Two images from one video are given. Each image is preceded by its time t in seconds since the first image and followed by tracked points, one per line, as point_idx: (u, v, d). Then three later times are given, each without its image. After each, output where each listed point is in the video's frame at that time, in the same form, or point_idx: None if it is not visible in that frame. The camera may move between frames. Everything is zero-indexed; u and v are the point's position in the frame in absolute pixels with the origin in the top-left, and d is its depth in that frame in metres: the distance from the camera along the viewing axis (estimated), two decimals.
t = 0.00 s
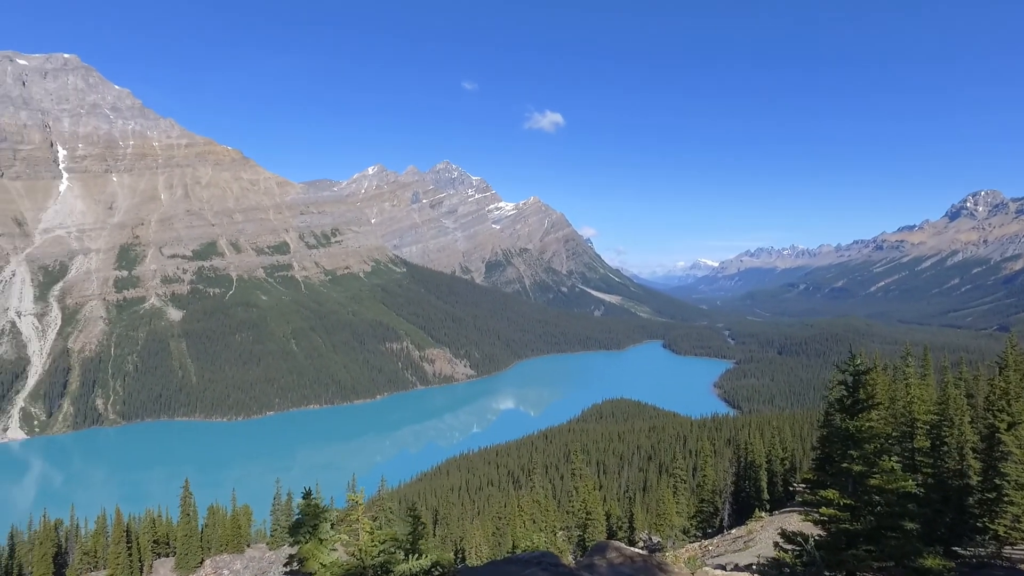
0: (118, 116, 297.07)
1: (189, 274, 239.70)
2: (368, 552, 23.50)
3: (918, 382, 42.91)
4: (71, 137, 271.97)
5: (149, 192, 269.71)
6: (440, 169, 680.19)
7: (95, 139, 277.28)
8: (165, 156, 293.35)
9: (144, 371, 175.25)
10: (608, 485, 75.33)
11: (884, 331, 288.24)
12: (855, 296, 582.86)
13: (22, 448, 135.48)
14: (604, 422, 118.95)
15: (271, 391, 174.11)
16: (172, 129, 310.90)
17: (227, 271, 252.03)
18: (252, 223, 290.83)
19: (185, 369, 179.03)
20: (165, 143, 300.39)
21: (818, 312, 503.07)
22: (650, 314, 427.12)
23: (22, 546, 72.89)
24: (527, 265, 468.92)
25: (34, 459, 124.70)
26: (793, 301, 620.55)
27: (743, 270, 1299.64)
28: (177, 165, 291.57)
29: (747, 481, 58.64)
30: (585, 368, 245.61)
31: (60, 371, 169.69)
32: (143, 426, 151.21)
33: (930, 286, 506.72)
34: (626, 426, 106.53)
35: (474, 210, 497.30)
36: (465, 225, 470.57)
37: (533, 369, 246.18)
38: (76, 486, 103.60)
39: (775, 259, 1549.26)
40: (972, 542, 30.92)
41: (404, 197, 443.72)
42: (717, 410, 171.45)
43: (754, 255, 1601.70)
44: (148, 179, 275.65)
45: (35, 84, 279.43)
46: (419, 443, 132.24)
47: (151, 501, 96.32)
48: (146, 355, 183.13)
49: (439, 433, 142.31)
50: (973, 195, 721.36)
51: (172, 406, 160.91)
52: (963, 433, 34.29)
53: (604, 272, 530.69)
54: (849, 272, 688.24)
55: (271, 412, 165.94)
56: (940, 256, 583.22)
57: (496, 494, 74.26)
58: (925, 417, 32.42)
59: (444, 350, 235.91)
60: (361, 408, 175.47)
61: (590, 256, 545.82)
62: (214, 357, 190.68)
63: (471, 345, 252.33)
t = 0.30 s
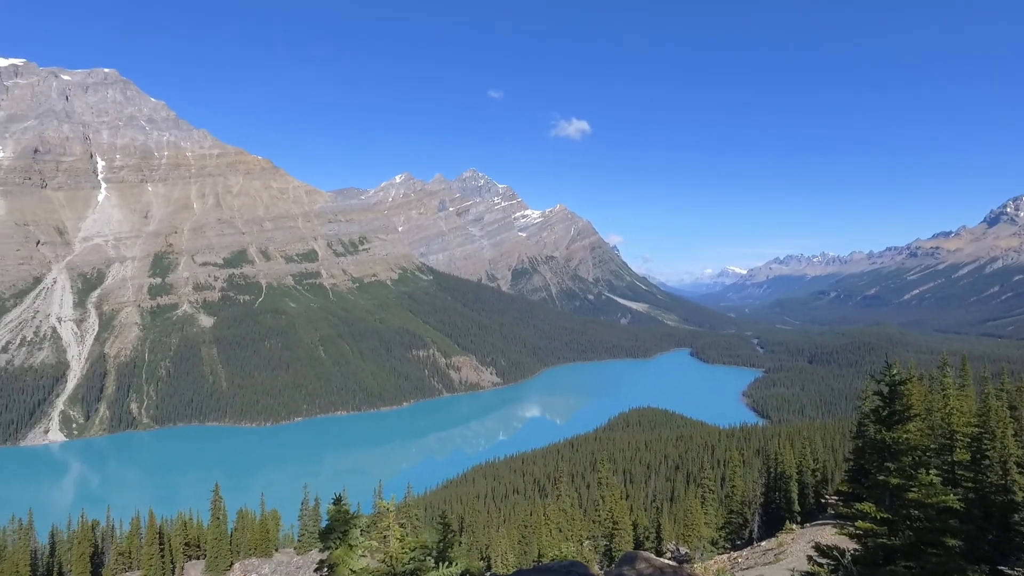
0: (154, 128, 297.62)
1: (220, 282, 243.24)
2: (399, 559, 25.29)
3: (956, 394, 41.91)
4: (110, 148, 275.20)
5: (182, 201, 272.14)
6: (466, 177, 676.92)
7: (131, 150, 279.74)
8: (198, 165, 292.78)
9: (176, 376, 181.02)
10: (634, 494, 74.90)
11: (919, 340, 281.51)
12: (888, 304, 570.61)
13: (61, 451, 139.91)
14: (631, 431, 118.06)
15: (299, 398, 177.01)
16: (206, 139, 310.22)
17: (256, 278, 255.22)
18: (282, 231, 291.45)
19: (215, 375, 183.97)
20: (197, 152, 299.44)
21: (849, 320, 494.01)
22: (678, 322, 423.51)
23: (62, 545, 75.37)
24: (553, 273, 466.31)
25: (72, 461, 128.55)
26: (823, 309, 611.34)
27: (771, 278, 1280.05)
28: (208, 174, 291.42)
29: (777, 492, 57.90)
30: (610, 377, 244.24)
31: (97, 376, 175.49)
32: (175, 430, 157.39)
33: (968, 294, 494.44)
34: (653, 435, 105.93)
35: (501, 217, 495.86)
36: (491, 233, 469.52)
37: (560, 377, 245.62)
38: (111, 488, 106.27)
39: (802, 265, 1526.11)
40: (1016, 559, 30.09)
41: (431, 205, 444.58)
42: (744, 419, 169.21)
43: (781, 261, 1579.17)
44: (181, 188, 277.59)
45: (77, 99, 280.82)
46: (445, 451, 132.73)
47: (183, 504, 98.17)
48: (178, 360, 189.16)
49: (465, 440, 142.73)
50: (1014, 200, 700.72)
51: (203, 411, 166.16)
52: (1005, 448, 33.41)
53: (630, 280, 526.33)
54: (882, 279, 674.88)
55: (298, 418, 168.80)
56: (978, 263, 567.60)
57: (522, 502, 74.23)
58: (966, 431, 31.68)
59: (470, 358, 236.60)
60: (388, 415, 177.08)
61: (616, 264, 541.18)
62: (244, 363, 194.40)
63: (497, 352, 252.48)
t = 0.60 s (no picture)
0: (188, 137, 301.89)
1: (250, 287, 247.75)
2: (431, 562, 26.84)
3: (999, 404, 40.82)
4: (146, 157, 280.64)
5: (214, 208, 276.44)
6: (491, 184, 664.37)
7: (166, 158, 285.24)
8: (229, 173, 296.41)
9: (208, 380, 185.74)
10: (662, 502, 74.57)
11: (957, 348, 274.31)
12: (923, 311, 556.94)
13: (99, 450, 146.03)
14: (657, 438, 117.32)
15: (327, 402, 179.69)
16: (237, 147, 314.48)
17: (286, 284, 258.25)
18: (311, 237, 291.76)
19: (246, 379, 188.07)
20: (229, 160, 304.77)
21: (883, 327, 483.87)
22: (706, 328, 420.00)
23: (99, 542, 77.19)
24: (580, 278, 466.60)
25: (107, 461, 132.02)
26: (854, 315, 600.69)
27: (801, 283, 1257.44)
28: (239, 182, 294.88)
29: (808, 502, 57.16)
30: (636, 383, 242.63)
31: (133, 379, 180.14)
32: (207, 433, 160.80)
33: (1009, 301, 480.12)
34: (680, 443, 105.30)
35: (528, 223, 494.33)
36: (518, 238, 468.31)
37: (586, 383, 245.07)
38: (146, 489, 108.65)
39: (829, 269, 1499.51)
40: None
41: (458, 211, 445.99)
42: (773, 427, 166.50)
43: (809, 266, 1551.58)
44: (213, 196, 280.99)
45: (116, 109, 286.23)
46: (472, 456, 133.21)
47: (213, 506, 99.88)
48: (210, 364, 193.81)
49: (491, 446, 143.12)
50: None
51: (234, 414, 170.47)
52: None
53: (658, 286, 521.80)
54: (917, 285, 659.62)
55: (326, 422, 171.49)
56: (1020, 268, 550.62)
57: (549, 509, 74.15)
58: (1008, 440, 31.01)
59: (497, 363, 236.64)
60: (415, 420, 178.72)
61: (643, 269, 536.96)
62: (274, 368, 197.85)
63: (523, 358, 252.13)
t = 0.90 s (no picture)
0: (221, 146, 303.50)
1: (281, 293, 250.15)
2: (462, 568, 28.69)
3: None
4: (182, 166, 286.94)
5: (246, 216, 279.72)
6: (519, 190, 643.10)
7: (201, 167, 289.84)
8: (261, 181, 298.12)
9: (239, 384, 188.96)
10: (692, 511, 74.12)
11: (1000, 357, 266.35)
12: (964, 319, 541.57)
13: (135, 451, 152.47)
14: (687, 446, 116.25)
15: (356, 407, 182.88)
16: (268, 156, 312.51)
17: (316, 289, 260.17)
18: (340, 244, 292.46)
19: (276, 384, 191.23)
20: (260, 168, 303.91)
21: (921, 334, 471.77)
22: (736, 335, 416.05)
23: (135, 542, 79.00)
24: (608, 285, 457.81)
25: (143, 462, 135.35)
26: (891, 322, 585.78)
27: (833, 290, 1230.04)
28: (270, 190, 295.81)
29: (842, 514, 56.30)
30: (666, 391, 240.22)
31: (167, 383, 185.02)
32: (238, 437, 165.00)
33: None
34: (710, 451, 104.38)
35: (556, 229, 490.33)
36: (546, 245, 465.39)
37: (615, 390, 243.57)
38: (179, 491, 110.97)
39: (862, 273, 1464.74)
40: None
41: (486, 218, 445.37)
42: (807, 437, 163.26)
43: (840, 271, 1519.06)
44: (246, 204, 284.13)
45: (154, 121, 291.65)
46: (499, 462, 133.26)
47: (244, 509, 101.47)
48: (241, 369, 197.22)
49: (519, 452, 143.06)
50: None
51: (264, 418, 174.08)
52: None
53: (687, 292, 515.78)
54: (957, 291, 641.44)
55: (355, 428, 174.66)
56: None
57: (576, 516, 73.95)
58: None
59: (525, 369, 236.77)
60: (442, 426, 179.98)
61: (672, 276, 530.66)
62: (304, 373, 200.30)
63: (551, 364, 250.85)
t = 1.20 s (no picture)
0: (253, 154, 305.33)
1: (311, 298, 251.85)
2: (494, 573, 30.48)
3: None
4: (214, 174, 290.14)
5: (277, 222, 280.58)
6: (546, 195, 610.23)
7: (233, 175, 292.02)
8: (291, 188, 298.47)
9: (270, 389, 192.25)
10: (721, 521, 74.30)
11: None
12: (1006, 325, 524.37)
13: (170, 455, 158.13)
14: (716, 452, 115.37)
15: (384, 412, 186.38)
16: (299, 164, 312.52)
17: (345, 295, 260.85)
18: (369, 249, 290.33)
19: (306, 388, 194.62)
20: (291, 176, 304.52)
21: (962, 341, 457.83)
22: (766, 341, 412.27)
23: (170, 542, 80.61)
24: (636, 290, 457.85)
25: (176, 464, 137.86)
26: (930, 328, 568.56)
27: (867, 295, 1197.61)
28: (301, 198, 296.24)
29: (879, 525, 56.78)
30: (695, 397, 237.65)
31: (200, 387, 189.50)
32: (270, 440, 170.92)
33: None
34: (740, 459, 103.41)
35: (584, 234, 483.81)
36: (573, 250, 460.57)
37: (644, 396, 242.07)
38: (212, 493, 113.24)
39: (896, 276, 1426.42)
40: None
41: (514, 223, 434.16)
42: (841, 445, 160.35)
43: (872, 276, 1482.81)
44: (277, 211, 285.31)
45: (188, 130, 295.58)
46: (527, 468, 133.30)
47: (275, 511, 103.05)
48: (272, 372, 200.81)
49: (547, 458, 142.96)
50: None
51: (295, 422, 179.42)
52: None
53: (716, 297, 508.20)
54: (1000, 297, 620.69)
55: (383, 433, 178.76)
56: None
57: (604, 523, 73.86)
58: None
59: (552, 375, 235.27)
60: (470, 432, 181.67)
61: (701, 281, 522.97)
62: (333, 378, 202.88)
63: (579, 370, 249.72)
